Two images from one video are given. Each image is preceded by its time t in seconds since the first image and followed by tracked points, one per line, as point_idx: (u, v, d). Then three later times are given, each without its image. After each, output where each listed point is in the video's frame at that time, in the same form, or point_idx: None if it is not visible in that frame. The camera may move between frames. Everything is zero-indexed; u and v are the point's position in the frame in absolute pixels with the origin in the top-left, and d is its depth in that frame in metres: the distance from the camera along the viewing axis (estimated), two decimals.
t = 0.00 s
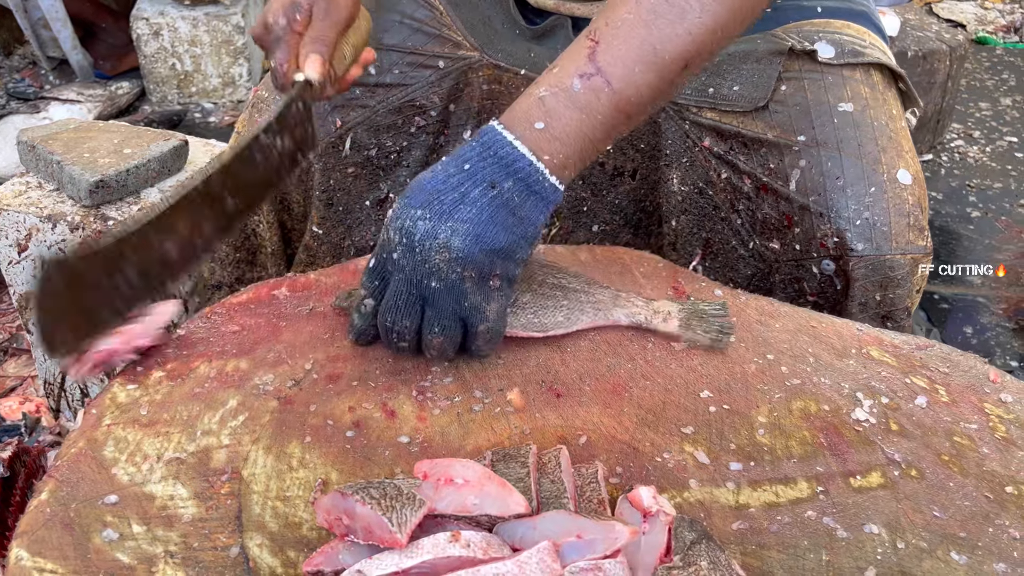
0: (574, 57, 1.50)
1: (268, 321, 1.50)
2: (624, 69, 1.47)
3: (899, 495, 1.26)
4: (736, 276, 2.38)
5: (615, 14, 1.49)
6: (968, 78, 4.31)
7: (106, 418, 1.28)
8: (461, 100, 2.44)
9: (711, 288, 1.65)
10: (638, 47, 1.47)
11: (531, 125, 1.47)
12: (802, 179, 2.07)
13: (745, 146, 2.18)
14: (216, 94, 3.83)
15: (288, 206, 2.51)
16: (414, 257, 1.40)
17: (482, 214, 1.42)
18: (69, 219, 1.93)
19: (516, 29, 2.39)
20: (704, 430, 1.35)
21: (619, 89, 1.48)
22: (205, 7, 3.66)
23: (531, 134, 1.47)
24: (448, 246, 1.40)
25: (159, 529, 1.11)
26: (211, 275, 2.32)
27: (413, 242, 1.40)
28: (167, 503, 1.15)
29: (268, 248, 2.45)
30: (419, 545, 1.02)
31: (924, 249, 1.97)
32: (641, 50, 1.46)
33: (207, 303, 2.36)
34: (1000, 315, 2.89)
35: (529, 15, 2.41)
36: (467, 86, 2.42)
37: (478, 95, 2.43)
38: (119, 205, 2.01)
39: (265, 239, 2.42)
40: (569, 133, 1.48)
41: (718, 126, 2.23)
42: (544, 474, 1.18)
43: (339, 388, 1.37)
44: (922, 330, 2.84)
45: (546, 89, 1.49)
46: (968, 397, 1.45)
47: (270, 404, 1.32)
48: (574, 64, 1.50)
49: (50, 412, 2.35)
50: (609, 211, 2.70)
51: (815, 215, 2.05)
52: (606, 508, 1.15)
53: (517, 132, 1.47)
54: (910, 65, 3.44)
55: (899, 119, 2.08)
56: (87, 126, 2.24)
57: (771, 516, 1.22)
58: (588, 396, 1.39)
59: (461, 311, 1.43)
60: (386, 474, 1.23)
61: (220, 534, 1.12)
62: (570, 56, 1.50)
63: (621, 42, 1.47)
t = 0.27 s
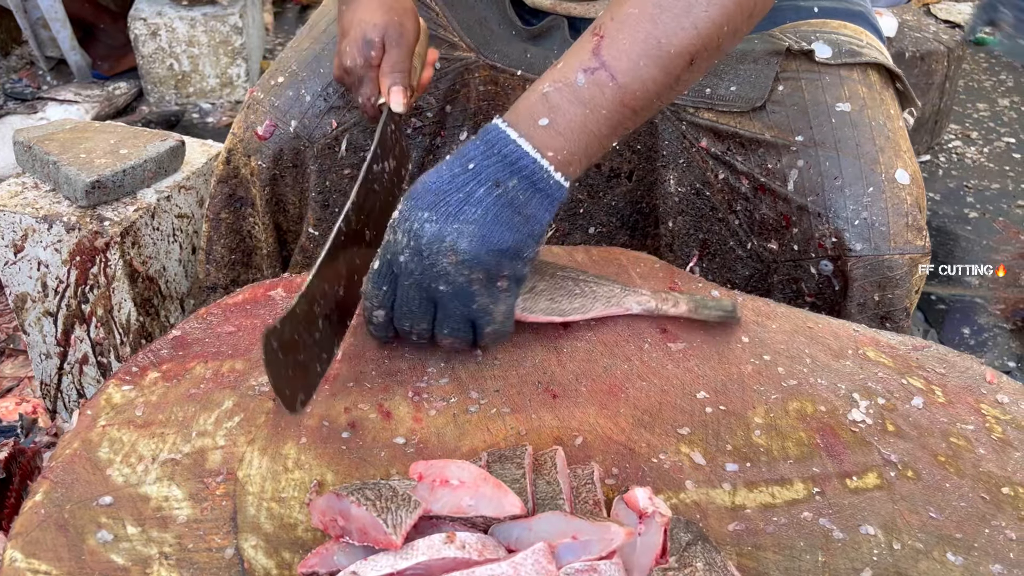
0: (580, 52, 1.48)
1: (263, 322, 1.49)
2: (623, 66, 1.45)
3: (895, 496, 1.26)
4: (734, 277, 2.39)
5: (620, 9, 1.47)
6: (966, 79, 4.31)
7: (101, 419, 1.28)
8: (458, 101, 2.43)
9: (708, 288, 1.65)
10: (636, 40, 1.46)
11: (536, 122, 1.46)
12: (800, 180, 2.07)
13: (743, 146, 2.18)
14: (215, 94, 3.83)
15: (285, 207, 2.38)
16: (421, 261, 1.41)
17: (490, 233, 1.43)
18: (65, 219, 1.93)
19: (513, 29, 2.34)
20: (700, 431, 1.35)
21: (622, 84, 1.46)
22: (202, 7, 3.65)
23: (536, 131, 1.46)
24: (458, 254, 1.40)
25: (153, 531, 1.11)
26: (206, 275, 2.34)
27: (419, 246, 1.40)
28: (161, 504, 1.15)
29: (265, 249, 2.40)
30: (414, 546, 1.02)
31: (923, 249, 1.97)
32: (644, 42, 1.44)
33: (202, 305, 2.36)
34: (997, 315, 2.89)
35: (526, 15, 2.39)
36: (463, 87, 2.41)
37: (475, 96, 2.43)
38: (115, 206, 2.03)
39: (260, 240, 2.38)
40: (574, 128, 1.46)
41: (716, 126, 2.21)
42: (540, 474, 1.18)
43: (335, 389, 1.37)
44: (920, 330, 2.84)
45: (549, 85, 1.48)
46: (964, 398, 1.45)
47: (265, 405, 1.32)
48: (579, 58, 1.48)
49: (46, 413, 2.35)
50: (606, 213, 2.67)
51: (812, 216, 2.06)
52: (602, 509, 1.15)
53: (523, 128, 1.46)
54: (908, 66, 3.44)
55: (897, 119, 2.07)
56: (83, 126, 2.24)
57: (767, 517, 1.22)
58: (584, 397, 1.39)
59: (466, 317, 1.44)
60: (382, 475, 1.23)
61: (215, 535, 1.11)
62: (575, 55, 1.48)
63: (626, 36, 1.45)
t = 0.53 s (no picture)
0: None
1: (261, 324, 1.49)
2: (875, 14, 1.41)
3: (893, 498, 1.26)
4: (727, 278, 2.37)
5: None
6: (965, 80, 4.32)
7: (98, 421, 1.28)
8: (456, 102, 2.45)
9: (706, 290, 1.65)
10: None
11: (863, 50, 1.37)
12: (793, 183, 2.06)
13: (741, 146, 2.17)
14: (213, 96, 3.83)
15: (285, 207, 2.36)
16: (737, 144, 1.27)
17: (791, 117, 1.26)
18: (64, 221, 1.93)
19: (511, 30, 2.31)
20: (698, 433, 1.35)
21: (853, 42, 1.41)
22: (201, 8, 3.65)
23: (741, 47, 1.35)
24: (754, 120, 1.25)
25: (151, 533, 1.11)
26: (204, 274, 2.34)
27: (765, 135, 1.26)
28: (159, 506, 1.15)
29: (263, 249, 2.40)
30: (412, 549, 1.02)
31: (913, 252, 1.98)
32: None
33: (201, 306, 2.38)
34: (995, 317, 2.89)
35: (523, 17, 2.33)
36: (461, 88, 2.43)
37: (473, 97, 2.44)
38: (114, 207, 2.02)
39: (260, 240, 2.37)
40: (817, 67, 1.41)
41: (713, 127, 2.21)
42: (538, 477, 1.18)
43: (333, 391, 1.37)
44: (918, 332, 2.84)
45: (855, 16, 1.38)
46: (962, 400, 1.45)
47: (263, 407, 1.32)
48: None
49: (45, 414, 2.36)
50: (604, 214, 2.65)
51: (805, 218, 2.05)
52: (600, 511, 1.15)
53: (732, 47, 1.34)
54: (906, 67, 3.44)
55: (890, 121, 2.08)
56: (82, 128, 2.24)
57: (765, 519, 1.22)
58: (581, 400, 1.39)
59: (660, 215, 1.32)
60: (380, 478, 1.23)
61: (213, 537, 1.11)
62: None
63: None
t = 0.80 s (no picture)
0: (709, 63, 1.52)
1: (263, 326, 1.50)
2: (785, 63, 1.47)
3: (890, 500, 1.27)
4: (738, 275, 2.38)
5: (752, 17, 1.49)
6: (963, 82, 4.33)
7: (99, 424, 1.28)
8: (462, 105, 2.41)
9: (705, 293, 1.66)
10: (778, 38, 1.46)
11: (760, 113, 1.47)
12: (806, 176, 2.09)
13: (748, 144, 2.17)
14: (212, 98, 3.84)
15: (288, 213, 2.44)
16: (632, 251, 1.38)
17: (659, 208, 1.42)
18: (64, 224, 1.95)
19: (515, 33, 2.31)
20: (697, 436, 1.35)
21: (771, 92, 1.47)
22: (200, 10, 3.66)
23: (694, 141, 1.46)
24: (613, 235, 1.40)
25: (152, 536, 1.11)
26: (208, 283, 2.42)
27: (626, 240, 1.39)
28: (160, 509, 1.15)
29: (266, 256, 2.49)
30: (411, 552, 1.03)
31: (927, 243, 1.99)
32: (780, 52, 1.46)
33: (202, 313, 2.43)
34: (994, 318, 2.90)
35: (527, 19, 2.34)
36: (466, 91, 2.39)
37: (477, 100, 2.42)
38: (114, 210, 2.05)
39: (263, 247, 2.47)
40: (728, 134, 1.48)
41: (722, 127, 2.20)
42: (537, 479, 1.19)
43: (333, 394, 1.37)
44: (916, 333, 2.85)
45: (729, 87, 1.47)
46: (959, 403, 1.46)
47: (263, 410, 1.32)
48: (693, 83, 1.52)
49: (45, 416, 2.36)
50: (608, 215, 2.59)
51: (819, 212, 2.08)
52: (599, 513, 1.16)
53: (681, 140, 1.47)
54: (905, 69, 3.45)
55: (898, 115, 2.07)
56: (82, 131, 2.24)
57: (763, 521, 1.23)
58: (580, 402, 1.40)
59: (639, 351, 1.36)
60: (380, 480, 1.23)
61: (214, 540, 1.12)
62: (712, 68, 1.50)
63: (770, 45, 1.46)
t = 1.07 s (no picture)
0: (557, 42, 1.46)
1: (263, 327, 1.50)
2: (619, 60, 1.43)
3: (888, 500, 1.27)
4: (745, 276, 2.37)
5: (608, 11, 1.42)
6: (962, 83, 4.34)
7: (98, 425, 1.28)
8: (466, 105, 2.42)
9: (703, 294, 1.66)
10: (642, 34, 1.42)
11: (529, 123, 1.42)
12: (816, 175, 2.08)
13: (756, 143, 2.18)
14: (212, 99, 3.84)
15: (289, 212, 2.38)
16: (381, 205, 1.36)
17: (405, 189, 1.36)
18: (63, 225, 1.94)
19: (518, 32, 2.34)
20: (695, 436, 1.35)
21: (610, 91, 1.46)
22: (200, 12, 3.67)
23: (526, 131, 1.42)
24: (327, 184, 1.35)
25: (151, 536, 1.11)
26: (208, 279, 2.35)
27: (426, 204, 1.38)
28: (159, 510, 1.15)
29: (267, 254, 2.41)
30: (410, 552, 1.03)
31: (936, 243, 2.01)
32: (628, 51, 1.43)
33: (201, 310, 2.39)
34: (993, 319, 2.90)
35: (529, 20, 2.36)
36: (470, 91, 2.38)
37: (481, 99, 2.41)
38: (114, 211, 2.03)
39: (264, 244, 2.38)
40: (561, 131, 1.45)
41: (728, 125, 2.21)
42: (536, 480, 1.19)
43: (332, 395, 1.37)
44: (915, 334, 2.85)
45: (544, 84, 1.42)
46: (957, 404, 1.46)
47: (262, 411, 1.32)
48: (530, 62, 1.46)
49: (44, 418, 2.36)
50: (610, 216, 2.65)
51: (829, 211, 2.06)
52: (597, 514, 1.16)
53: (515, 125, 1.41)
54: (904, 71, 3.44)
55: (906, 117, 2.12)
56: (82, 132, 2.24)
57: (762, 522, 1.23)
58: (579, 403, 1.40)
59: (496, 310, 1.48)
60: (378, 480, 1.23)
61: (212, 540, 1.12)
62: (562, 46, 1.44)
63: (614, 41, 1.42)
